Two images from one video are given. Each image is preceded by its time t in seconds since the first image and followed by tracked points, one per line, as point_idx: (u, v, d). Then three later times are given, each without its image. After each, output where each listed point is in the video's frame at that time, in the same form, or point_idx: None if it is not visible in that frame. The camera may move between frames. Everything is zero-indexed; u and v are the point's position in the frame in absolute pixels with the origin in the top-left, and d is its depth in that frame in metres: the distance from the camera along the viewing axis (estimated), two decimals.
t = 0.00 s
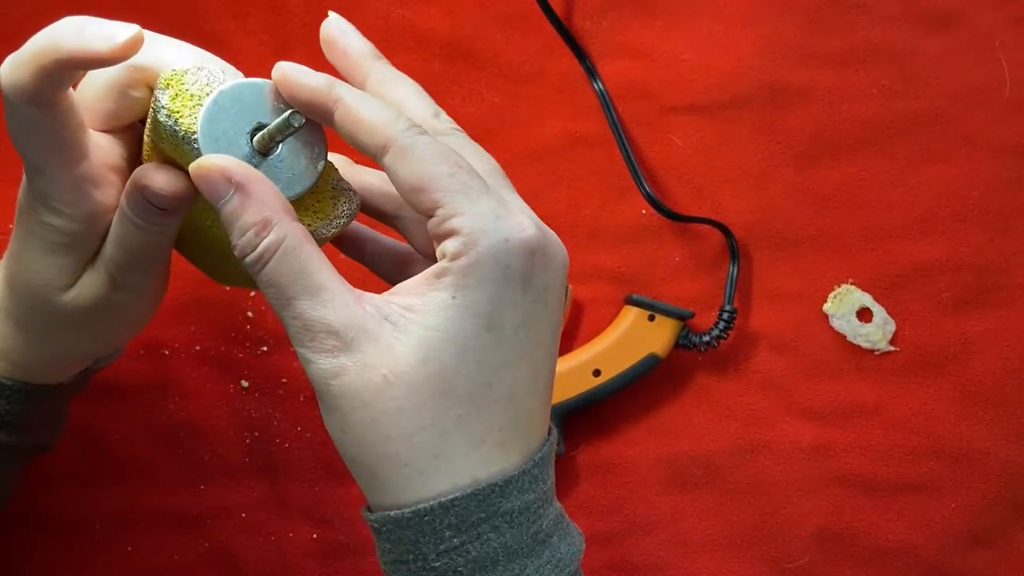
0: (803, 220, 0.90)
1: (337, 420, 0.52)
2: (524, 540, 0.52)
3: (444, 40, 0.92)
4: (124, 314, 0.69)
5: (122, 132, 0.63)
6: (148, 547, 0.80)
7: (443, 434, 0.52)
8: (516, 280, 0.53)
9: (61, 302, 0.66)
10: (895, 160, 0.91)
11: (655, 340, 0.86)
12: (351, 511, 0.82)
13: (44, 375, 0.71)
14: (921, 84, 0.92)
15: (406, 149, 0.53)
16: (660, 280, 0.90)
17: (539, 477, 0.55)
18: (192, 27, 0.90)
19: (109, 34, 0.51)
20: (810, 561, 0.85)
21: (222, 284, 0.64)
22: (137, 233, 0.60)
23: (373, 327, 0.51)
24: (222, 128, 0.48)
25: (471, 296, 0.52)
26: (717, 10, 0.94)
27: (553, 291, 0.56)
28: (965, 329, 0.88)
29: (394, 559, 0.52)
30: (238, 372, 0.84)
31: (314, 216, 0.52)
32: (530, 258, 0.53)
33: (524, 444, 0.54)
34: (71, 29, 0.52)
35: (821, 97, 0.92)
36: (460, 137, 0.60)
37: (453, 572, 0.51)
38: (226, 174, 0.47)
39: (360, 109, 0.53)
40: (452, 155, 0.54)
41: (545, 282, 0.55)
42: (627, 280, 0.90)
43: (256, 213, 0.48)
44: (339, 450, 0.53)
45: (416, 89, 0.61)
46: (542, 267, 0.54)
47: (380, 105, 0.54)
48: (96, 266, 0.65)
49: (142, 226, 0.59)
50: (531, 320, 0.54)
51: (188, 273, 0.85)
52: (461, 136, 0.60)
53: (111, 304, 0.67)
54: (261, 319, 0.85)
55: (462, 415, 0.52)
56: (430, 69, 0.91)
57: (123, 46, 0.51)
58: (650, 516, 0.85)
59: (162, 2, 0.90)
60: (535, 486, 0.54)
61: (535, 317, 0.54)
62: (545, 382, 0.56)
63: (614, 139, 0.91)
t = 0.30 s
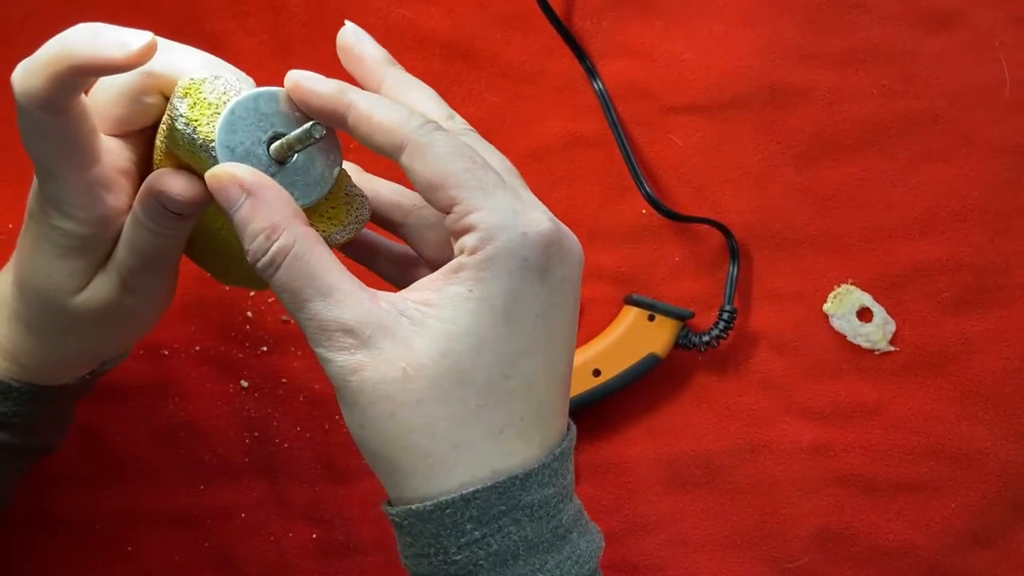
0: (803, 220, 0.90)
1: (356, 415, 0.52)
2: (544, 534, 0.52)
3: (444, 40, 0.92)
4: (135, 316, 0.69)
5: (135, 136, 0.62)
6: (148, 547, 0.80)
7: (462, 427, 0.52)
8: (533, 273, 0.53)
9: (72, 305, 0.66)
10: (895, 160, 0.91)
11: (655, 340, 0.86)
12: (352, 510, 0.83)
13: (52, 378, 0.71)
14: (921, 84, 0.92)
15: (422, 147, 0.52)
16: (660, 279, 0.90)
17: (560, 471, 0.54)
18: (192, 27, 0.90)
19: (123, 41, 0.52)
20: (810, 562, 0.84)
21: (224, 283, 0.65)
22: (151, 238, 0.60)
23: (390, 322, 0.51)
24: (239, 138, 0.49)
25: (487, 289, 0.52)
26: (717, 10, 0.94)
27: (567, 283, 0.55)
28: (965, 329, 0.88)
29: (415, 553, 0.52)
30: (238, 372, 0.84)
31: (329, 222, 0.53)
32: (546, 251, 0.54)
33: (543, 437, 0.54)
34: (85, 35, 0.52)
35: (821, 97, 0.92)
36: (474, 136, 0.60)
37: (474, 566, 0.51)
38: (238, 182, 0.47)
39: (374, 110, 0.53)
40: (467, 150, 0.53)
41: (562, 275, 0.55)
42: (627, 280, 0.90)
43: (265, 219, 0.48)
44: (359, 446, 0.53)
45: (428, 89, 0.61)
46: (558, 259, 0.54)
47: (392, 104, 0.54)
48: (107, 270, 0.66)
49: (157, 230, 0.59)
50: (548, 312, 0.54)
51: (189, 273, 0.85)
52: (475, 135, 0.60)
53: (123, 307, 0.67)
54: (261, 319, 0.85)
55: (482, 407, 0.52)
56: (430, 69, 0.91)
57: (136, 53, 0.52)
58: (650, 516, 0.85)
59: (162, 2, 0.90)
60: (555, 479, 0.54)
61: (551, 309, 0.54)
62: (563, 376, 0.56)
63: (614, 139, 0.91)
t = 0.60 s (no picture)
0: (802, 221, 0.90)
1: (357, 430, 0.52)
2: (546, 547, 0.53)
3: (444, 40, 0.92)
4: (139, 321, 0.70)
5: (137, 143, 0.62)
6: (148, 547, 0.80)
7: (463, 441, 0.52)
8: (535, 286, 0.53)
9: (77, 311, 0.66)
10: (895, 160, 0.91)
11: (655, 340, 0.86)
12: (352, 511, 0.83)
13: (54, 381, 0.71)
14: (921, 84, 0.92)
15: (425, 158, 0.52)
16: (660, 280, 0.90)
17: (562, 483, 0.54)
18: (192, 27, 0.90)
19: (123, 50, 0.51)
20: (810, 562, 0.84)
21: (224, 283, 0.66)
22: (155, 246, 0.60)
23: (391, 337, 0.50)
24: (243, 150, 0.48)
25: (488, 304, 0.52)
26: (717, 10, 0.94)
27: (571, 295, 0.55)
28: (965, 329, 0.88)
29: (417, 565, 0.52)
30: (238, 372, 0.84)
31: (333, 231, 0.53)
32: (548, 263, 0.53)
33: (545, 449, 0.54)
34: (85, 42, 0.52)
35: (820, 97, 0.92)
36: (482, 145, 0.60)
37: None
38: (241, 195, 0.47)
39: (377, 120, 0.52)
40: (471, 160, 0.53)
41: (564, 287, 0.55)
42: (627, 280, 0.90)
43: (267, 231, 0.47)
44: (360, 459, 0.53)
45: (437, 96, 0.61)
46: (561, 271, 0.54)
47: (396, 115, 0.53)
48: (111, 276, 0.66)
49: (161, 239, 0.59)
50: (550, 325, 0.54)
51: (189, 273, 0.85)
52: (483, 144, 0.60)
53: (127, 313, 0.68)
54: (261, 319, 0.85)
55: (483, 422, 0.52)
56: (430, 69, 0.91)
57: (135, 62, 0.51)
58: (649, 516, 0.85)
59: (162, 2, 0.90)
60: (558, 493, 0.54)
61: (553, 322, 0.54)
62: (566, 388, 0.56)
63: (614, 140, 0.91)
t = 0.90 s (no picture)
0: (802, 221, 0.90)
1: (331, 441, 0.52)
2: (524, 560, 0.52)
3: (444, 40, 0.92)
4: (128, 323, 0.70)
5: (118, 145, 0.62)
6: (148, 547, 0.80)
7: (435, 453, 0.51)
8: (506, 291, 0.52)
9: (68, 316, 0.67)
10: (895, 160, 0.91)
11: (655, 341, 0.86)
12: (352, 511, 0.82)
13: (53, 385, 0.71)
14: (921, 84, 0.92)
15: (394, 156, 0.51)
16: (660, 280, 0.90)
17: (544, 495, 0.54)
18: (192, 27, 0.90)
19: (87, 51, 0.52)
20: (810, 562, 0.84)
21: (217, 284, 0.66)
22: (136, 248, 0.61)
23: (360, 347, 0.50)
24: (216, 151, 0.49)
25: (457, 312, 0.52)
26: (718, 10, 0.94)
27: (549, 300, 0.55)
28: (965, 329, 0.88)
29: None
30: (238, 372, 0.84)
31: (313, 233, 0.53)
32: (519, 268, 0.53)
33: (524, 460, 0.54)
34: (48, 46, 0.53)
35: (821, 97, 0.92)
36: (466, 136, 0.58)
37: None
38: (207, 200, 0.48)
39: (348, 116, 0.51)
40: (443, 157, 0.52)
41: (539, 292, 0.54)
42: (627, 280, 0.90)
43: (232, 238, 0.48)
44: (339, 470, 0.54)
45: (425, 86, 0.60)
46: (534, 276, 0.54)
47: (369, 109, 0.52)
48: (99, 282, 0.66)
49: (142, 240, 0.59)
50: (525, 332, 0.54)
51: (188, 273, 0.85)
52: (469, 135, 0.58)
53: (116, 315, 0.68)
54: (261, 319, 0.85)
55: (455, 433, 0.52)
56: (429, 69, 0.91)
57: (99, 63, 0.52)
58: (649, 516, 0.85)
59: (161, 2, 0.90)
60: (538, 505, 0.53)
61: (528, 329, 0.54)
62: (545, 396, 0.55)
63: (614, 140, 0.91)
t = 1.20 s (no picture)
0: (802, 221, 0.90)
1: (332, 450, 0.52)
2: (525, 570, 0.52)
3: (444, 40, 0.92)
4: (136, 329, 0.70)
5: (120, 155, 0.63)
6: (148, 547, 0.79)
7: (435, 463, 0.51)
8: (506, 299, 0.52)
9: (75, 325, 0.67)
10: (894, 160, 0.91)
11: (655, 340, 0.86)
12: (351, 511, 0.82)
13: (58, 392, 0.71)
14: (921, 84, 0.92)
15: (392, 165, 0.51)
16: (660, 280, 0.90)
17: (545, 504, 0.54)
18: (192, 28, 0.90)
19: (86, 61, 0.52)
20: (810, 562, 0.84)
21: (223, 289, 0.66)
22: (141, 256, 0.61)
23: (360, 355, 0.51)
24: (216, 158, 0.49)
25: (457, 320, 0.52)
26: (717, 10, 0.94)
27: (550, 307, 0.54)
28: (965, 329, 0.88)
29: None
30: (238, 373, 0.84)
31: (315, 239, 0.53)
32: (520, 276, 0.53)
33: (525, 470, 0.54)
34: (47, 56, 0.53)
35: (821, 97, 0.92)
36: (468, 141, 0.58)
37: None
38: (206, 209, 0.48)
39: (346, 126, 0.52)
40: (443, 167, 0.52)
41: (540, 300, 0.54)
42: (627, 280, 0.90)
43: (232, 247, 0.48)
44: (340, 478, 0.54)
45: (427, 91, 0.59)
46: (536, 284, 0.54)
47: (368, 119, 0.52)
48: (105, 290, 0.66)
49: (147, 247, 0.59)
50: (526, 340, 0.53)
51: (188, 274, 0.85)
52: (470, 142, 0.58)
53: (124, 322, 0.68)
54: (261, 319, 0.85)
55: (454, 442, 0.52)
56: (429, 69, 0.91)
57: (98, 73, 0.52)
58: (650, 515, 0.85)
59: (162, 2, 0.90)
60: (539, 515, 0.53)
61: (529, 338, 0.54)
62: (547, 405, 0.55)
63: (614, 139, 0.91)
